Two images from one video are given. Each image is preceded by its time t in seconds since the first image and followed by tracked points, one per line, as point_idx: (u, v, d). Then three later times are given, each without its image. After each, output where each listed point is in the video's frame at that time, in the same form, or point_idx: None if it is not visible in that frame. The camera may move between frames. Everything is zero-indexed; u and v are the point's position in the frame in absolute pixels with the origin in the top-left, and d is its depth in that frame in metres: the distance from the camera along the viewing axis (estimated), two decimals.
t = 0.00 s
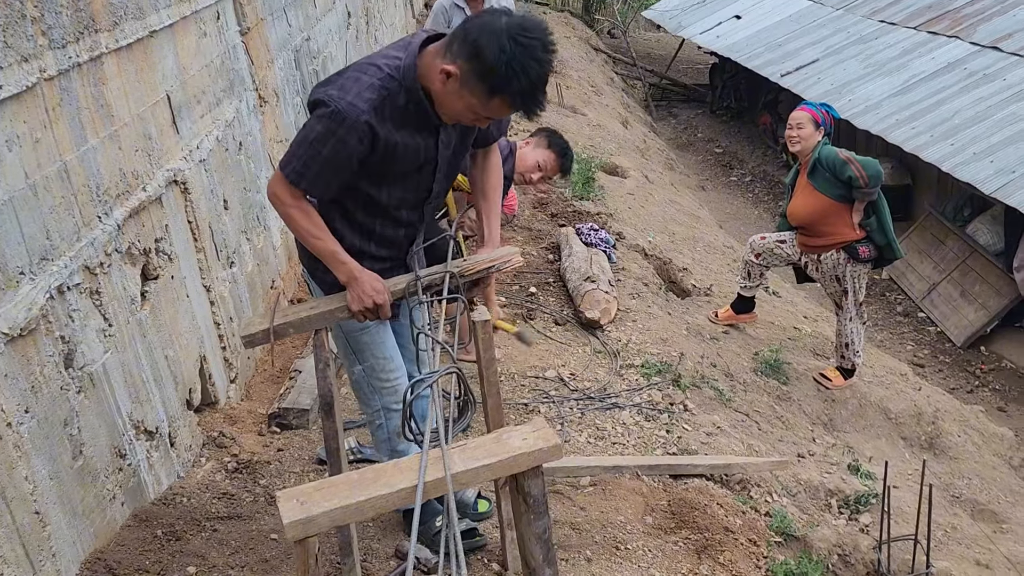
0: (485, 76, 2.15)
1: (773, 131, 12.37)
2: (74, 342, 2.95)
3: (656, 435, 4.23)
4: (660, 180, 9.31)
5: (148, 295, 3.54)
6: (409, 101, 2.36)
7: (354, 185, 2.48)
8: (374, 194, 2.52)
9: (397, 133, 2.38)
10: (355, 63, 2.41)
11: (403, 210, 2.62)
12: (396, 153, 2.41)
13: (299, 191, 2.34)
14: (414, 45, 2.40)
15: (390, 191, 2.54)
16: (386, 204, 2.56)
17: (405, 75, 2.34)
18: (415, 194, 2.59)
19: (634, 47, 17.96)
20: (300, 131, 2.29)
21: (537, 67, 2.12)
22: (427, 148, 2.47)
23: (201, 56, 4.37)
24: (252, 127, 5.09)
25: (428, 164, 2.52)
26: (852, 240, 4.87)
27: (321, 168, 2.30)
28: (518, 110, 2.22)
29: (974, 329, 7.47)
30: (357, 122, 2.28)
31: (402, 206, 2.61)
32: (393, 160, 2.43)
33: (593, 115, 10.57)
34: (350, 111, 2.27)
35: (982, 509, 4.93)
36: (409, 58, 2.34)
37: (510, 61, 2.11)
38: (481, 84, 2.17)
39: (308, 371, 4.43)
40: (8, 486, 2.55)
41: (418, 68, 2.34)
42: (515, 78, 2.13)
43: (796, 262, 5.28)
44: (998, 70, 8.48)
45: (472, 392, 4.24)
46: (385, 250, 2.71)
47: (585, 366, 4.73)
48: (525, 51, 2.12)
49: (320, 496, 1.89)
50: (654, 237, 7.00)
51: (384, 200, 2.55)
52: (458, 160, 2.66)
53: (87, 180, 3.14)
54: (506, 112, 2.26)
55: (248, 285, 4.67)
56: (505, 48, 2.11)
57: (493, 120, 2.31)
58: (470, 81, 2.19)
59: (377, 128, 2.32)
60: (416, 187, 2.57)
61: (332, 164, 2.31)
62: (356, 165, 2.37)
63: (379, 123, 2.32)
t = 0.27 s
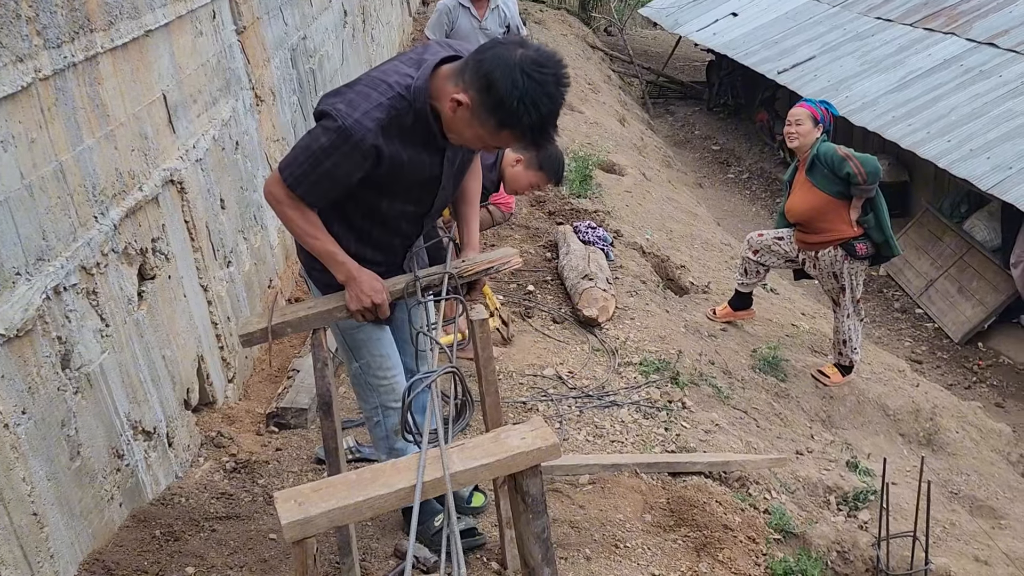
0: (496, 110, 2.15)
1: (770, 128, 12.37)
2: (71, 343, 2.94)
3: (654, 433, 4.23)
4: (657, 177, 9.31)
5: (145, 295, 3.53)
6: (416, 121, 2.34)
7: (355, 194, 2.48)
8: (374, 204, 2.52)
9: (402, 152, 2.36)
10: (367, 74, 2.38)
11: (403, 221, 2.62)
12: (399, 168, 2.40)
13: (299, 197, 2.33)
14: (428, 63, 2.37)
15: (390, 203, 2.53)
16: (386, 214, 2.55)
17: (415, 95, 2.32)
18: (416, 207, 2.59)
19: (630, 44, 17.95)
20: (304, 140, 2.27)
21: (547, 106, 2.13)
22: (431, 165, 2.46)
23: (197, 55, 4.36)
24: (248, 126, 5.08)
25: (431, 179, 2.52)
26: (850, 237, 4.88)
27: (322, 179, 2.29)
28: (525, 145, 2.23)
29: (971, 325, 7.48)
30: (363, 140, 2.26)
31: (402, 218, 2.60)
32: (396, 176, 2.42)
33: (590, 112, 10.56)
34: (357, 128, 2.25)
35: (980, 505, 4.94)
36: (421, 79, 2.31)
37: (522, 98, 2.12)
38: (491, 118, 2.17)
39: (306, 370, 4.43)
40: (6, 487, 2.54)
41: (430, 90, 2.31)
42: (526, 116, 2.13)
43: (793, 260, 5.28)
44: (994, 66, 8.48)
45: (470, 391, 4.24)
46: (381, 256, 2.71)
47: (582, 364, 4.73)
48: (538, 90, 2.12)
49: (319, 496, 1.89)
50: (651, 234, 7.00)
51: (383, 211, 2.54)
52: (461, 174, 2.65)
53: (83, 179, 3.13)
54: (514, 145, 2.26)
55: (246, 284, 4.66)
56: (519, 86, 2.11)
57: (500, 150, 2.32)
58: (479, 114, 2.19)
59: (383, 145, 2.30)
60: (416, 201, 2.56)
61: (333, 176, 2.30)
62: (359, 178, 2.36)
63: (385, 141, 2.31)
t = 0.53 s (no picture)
0: (504, 125, 2.16)
1: (768, 124, 12.37)
2: (70, 342, 2.94)
3: (654, 430, 4.24)
4: (655, 174, 9.31)
5: (144, 293, 3.53)
6: (421, 128, 2.34)
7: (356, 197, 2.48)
8: (374, 208, 2.52)
9: (406, 159, 2.37)
10: (374, 77, 2.37)
11: (403, 224, 2.61)
12: (402, 173, 2.40)
13: (300, 198, 2.33)
14: (436, 71, 2.37)
15: (391, 206, 2.53)
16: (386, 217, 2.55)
17: (422, 103, 2.31)
18: (415, 212, 2.59)
19: (628, 40, 17.94)
20: (307, 141, 2.26)
21: (553, 124, 2.15)
22: (433, 171, 2.46)
23: (195, 53, 4.35)
24: (246, 124, 5.07)
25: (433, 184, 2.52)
26: (850, 234, 4.89)
27: (324, 182, 2.29)
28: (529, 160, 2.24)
29: (969, 321, 7.49)
30: (367, 145, 2.26)
31: (402, 223, 2.61)
32: (398, 181, 2.42)
33: (588, 109, 10.55)
34: (362, 133, 2.25)
35: (980, 501, 4.95)
36: (428, 87, 2.31)
37: (530, 115, 2.13)
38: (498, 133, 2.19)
39: (305, 368, 4.43)
40: (6, 487, 2.54)
41: (437, 98, 2.31)
42: (533, 134, 2.15)
43: (793, 256, 5.29)
44: (991, 62, 8.49)
45: (470, 389, 4.24)
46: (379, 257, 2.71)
47: (582, 361, 4.73)
48: (546, 108, 2.13)
49: (320, 495, 1.89)
50: (650, 231, 7.00)
51: (384, 214, 2.54)
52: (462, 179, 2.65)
53: (82, 178, 3.13)
54: (519, 158, 2.28)
55: (245, 282, 4.66)
56: (528, 103, 2.12)
57: (504, 163, 2.33)
58: (486, 128, 2.20)
59: (386, 152, 2.31)
60: (417, 206, 2.57)
61: (335, 179, 2.30)
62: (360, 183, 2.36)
63: (390, 147, 2.31)
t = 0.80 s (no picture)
0: (508, 100, 2.15)
1: (766, 120, 12.37)
2: (70, 341, 2.94)
3: (654, 427, 4.24)
4: (653, 171, 9.31)
5: (143, 292, 3.52)
6: (427, 111, 2.34)
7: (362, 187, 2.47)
8: (380, 198, 2.51)
9: (411, 143, 2.36)
10: (379, 61, 2.38)
11: (407, 215, 2.60)
12: (408, 159, 2.39)
13: (305, 185, 2.32)
14: (440, 53, 2.38)
15: (396, 196, 2.52)
16: (391, 207, 2.54)
17: (427, 83, 2.32)
18: (421, 203, 2.58)
19: (625, 37, 17.93)
20: (313, 127, 2.26)
21: (557, 97, 2.13)
22: (438, 157, 2.46)
23: (192, 51, 4.35)
24: (244, 122, 5.06)
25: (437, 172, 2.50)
26: (849, 229, 4.89)
27: (330, 168, 2.29)
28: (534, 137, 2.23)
29: (968, 317, 7.50)
30: (374, 126, 2.26)
31: (407, 214, 2.60)
32: (404, 167, 2.41)
33: (587, 105, 10.54)
34: (368, 115, 2.25)
35: (980, 496, 4.95)
36: (433, 67, 2.31)
37: (534, 89, 2.12)
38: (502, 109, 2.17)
39: (304, 366, 4.42)
40: (5, 486, 2.54)
41: (441, 78, 2.31)
42: (538, 107, 2.13)
43: (793, 252, 5.29)
44: (989, 57, 8.48)
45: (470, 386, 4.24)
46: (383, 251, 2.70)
47: (581, 358, 4.73)
48: (550, 81, 2.12)
49: (320, 494, 1.89)
50: (649, 228, 7.00)
51: (389, 203, 2.53)
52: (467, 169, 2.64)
53: (81, 176, 3.12)
54: (523, 136, 2.26)
55: (244, 280, 4.66)
56: (531, 76, 2.11)
57: (509, 141, 2.32)
58: (491, 104, 2.19)
59: (392, 135, 2.30)
60: (422, 196, 2.56)
61: (341, 165, 2.29)
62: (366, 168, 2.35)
63: (396, 128, 2.30)
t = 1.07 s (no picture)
0: (513, 75, 2.14)
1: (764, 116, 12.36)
2: (68, 339, 2.93)
3: (653, 423, 4.24)
4: (652, 167, 9.29)
5: (142, 290, 3.52)
6: (429, 94, 2.33)
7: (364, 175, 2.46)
8: (382, 188, 2.50)
9: (415, 127, 2.35)
10: (380, 47, 2.39)
11: (410, 207, 2.59)
12: (411, 145, 2.38)
13: (310, 175, 2.31)
14: (441, 38, 2.38)
15: (398, 186, 2.51)
16: (393, 197, 2.53)
17: (429, 66, 2.31)
18: (423, 194, 2.57)
19: (623, 33, 17.91)
20: (316, 115, 2.26)
21: (562, 73, 2.13)
22: (441, 144, 2.45)
23: (190, 48, 4.33)
24: (242, 119, 5.05)
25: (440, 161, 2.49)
26: (847, 225, 4.89)
27: (333, 154, 2.28)
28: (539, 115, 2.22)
29: (967, 312, 7.50)
30: (378, 107, 2.25)
31: (409, 206, 2.58)
32: (407, 154, 2.40)
33: (585, 101, 10.52)
34: (372, 97, 2.25)
35: (979, 491, 4.96)
36: (435, 50, 2.31)
37: (539, 64, 2.11)
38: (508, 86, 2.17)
39: (303, 363, 4.42)
40: (3, 485, 2.53)
41: (444, 61, 2.31)
42: (542, 82, 2.13)
43: (791, 248, 5.29)
44: (987, 51, 8.48)
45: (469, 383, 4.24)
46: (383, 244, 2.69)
47: (580, 354, 4.73)
48: (554, 56, 2.12)
49: (320, 491, 1.88)
50: (647, 224, 6.99)
51: (391, 194, 2.52)
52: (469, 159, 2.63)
53: (78, 174, 3.11)
54: (527, 115, 2.25)
55: (242, 278, 4.65)
56: (536, 51, 2.11)
57: (512, 121, 2.31)
58: (495, 81, 2.19)
59: (395, 118, 2.29)
60: (424, 187, 2.54)
61: (345, 151, 2.28)
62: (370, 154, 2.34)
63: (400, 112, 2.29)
